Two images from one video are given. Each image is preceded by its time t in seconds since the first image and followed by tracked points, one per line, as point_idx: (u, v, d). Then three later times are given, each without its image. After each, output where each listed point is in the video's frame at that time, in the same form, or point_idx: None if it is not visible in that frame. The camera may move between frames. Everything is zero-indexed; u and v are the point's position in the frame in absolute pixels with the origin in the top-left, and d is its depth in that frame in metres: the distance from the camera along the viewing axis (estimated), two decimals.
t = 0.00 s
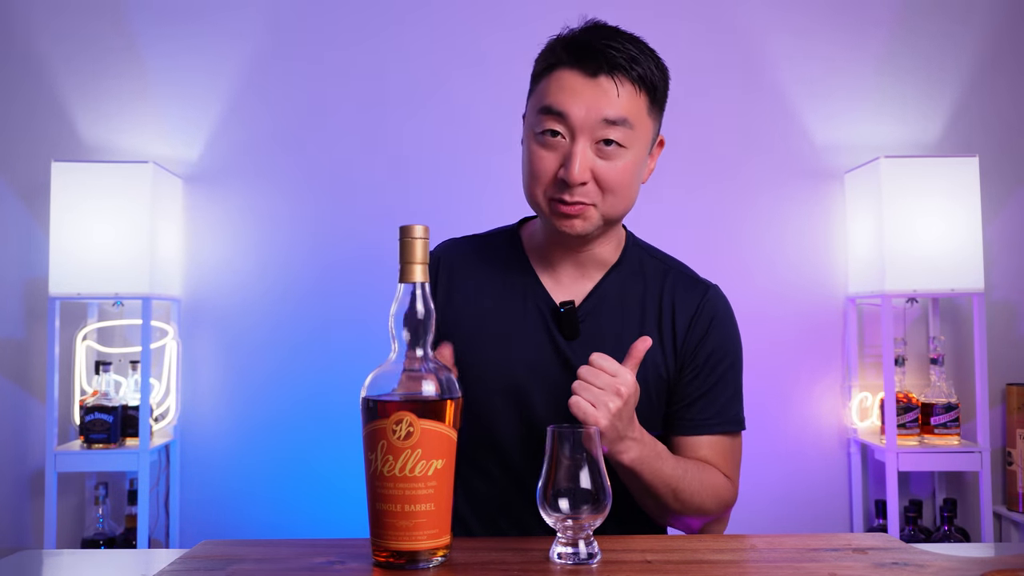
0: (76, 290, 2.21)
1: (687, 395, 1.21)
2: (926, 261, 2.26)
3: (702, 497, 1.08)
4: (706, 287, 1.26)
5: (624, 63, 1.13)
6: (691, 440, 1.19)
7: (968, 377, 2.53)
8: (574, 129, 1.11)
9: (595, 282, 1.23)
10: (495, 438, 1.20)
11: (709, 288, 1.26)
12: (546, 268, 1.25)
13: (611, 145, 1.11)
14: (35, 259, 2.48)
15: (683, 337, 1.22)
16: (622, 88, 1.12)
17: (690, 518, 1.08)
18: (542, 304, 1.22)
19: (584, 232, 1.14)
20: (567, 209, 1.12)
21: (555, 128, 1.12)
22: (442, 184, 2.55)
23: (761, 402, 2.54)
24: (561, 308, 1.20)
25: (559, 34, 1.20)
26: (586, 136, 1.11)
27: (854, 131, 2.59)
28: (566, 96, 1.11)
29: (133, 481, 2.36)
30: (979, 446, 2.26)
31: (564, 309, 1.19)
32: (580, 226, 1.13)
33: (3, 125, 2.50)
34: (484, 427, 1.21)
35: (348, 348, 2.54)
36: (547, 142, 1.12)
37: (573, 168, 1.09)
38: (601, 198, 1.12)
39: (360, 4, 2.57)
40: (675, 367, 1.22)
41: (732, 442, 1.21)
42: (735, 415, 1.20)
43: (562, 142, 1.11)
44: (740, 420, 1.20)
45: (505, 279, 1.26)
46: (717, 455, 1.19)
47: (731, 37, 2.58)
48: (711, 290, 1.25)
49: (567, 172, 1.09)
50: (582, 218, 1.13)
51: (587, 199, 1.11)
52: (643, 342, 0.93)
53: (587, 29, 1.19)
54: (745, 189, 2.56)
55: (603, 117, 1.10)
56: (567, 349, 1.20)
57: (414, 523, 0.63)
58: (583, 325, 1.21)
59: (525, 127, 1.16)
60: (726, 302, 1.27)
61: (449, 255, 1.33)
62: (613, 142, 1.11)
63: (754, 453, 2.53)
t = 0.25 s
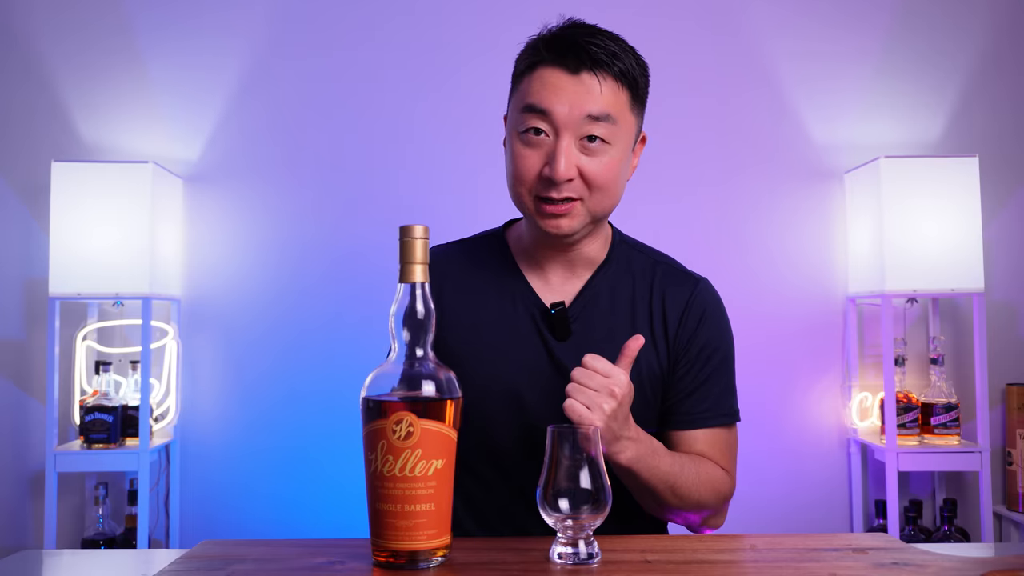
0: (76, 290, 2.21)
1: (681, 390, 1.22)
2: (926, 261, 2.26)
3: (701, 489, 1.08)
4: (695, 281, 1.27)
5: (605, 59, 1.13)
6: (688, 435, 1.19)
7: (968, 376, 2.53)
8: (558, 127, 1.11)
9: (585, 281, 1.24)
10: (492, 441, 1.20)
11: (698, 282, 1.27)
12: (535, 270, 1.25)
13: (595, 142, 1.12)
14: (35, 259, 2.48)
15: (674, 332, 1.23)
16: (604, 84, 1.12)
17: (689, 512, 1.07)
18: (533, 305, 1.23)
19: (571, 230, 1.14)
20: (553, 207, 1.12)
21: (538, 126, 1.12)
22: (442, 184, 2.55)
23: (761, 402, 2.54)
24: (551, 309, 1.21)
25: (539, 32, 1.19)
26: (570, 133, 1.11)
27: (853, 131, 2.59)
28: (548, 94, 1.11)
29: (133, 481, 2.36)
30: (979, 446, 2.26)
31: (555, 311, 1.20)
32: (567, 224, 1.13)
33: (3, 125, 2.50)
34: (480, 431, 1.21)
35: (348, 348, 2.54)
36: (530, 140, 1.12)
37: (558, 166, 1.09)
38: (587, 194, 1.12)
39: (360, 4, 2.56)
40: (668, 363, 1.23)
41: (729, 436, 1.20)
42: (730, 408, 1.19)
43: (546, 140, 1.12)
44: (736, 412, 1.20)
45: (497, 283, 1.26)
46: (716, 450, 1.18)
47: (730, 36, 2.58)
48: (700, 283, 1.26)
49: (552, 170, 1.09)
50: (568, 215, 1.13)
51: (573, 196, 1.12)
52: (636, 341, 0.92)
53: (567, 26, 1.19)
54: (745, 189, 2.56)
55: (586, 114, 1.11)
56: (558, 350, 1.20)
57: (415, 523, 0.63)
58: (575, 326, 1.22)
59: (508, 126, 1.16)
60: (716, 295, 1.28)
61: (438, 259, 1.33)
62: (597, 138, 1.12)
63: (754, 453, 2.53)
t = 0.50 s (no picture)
0: (76, 290, 2.21)
1: (675, 385, 1.21)
2: (926, 260, 2.26)
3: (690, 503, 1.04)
4: (686, 275, 1.27)
5: (582, 51, 1.14)
6: (687, 431, 1.17)
7: (968, 376, 2.53)
8: (537, 119, 1.12)
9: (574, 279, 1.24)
10: (483, 445, 1.20)
11: (689, 276, 1.27)
12: (524, 271, 1.26)
13: (574, 133, 1.12)
14: (36, 259, 2.48)
15: (667, 327, 1.23)
16: (581, 75, 1.13)
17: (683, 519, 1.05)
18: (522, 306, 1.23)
19: (555, 224, 1.14)
20: (535, 201, 1.12)
21: (518, 120, 1.13)
22: (442, 184, 2.55)
23: (761, 402, 2.54)
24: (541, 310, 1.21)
25: (515, 31, 1.21)
26: (550, 124, 1.12)
27: (853, 131, 2.59)
28: (526, 87, 1.12)
29: (133, 481, 2.35)
30: (979, 446, 2.26)
31: (543, 311, 1.21)
32: (550, 218, 1.13)
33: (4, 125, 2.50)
34: (472, 435, 1.20)
35: (347, 347, 2.54)
36: (510, 134, 1.13)
37: (538, 157, 1.09)
38: (569, 187, 1.12)
39: (360, 4, 2.57)
40: (662, 358, 1.23)
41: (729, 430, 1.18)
42: (727, 401, 1.18)
43: (525, 133, 1.12)
44: (734, 406, 1.18)
45: (485, 286, 1.26)
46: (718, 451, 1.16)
47: (730, 36, 2.58)
48: (691, 277, 1.27)
49: (533, 161, 1.10)
50: (551, 210, 1.13)
51: (554, 188, 1.12)
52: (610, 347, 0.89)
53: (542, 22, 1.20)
54: (746, 189, 2.56)
55: (565, 105, 1.12)
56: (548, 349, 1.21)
57: (415, 523, 0.63)
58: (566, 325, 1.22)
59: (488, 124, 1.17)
60: (708, 289, 1.28)
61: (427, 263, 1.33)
62: (577, 130, 1.12)
63: (754, 453, 2.53)
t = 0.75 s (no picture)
0: (77, 290, 2.21)
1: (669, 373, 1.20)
2: (926, 260, 2.26)
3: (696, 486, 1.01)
4: (679, 264, 1.28)
5: (575, 50, 1.16)
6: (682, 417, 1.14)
7: (968, 376, 2.53)
8: (540, 124, 1.12)
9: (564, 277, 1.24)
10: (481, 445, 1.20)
11: (682, 264, 1.28)
12: (515, 271, 1.26)
13: (578, 135, 1.12)
14: (36, 259, 2.48)
15: (660, 315, 1.23)
16: (579, 75, 1.15)
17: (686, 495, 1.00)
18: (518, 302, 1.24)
19: (567, 227, 1.13)
20: (547, 207, 1.12)
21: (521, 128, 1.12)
22: (442, 184, 2.55)
23: (761, 402, 2.54)
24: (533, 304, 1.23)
25: (501, 37, 1.22)
26: (554, 128, 1.11)
27: (853, 132, 2.59)
28: (525, 93, 1.12)
29: (133, 481, 2.35)
30: (980, 446, 2.26)
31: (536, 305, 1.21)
32: (563, 222, 1.12)
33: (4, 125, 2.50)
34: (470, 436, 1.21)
35: (347, 348, 2.54)
36: (514, 143, 1.12)
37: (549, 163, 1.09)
38: (579, 190, 1.12)
39: (360, 4, 2.57)
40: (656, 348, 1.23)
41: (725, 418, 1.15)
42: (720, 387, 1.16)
43: (530, 140, 1.12)
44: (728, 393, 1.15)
45: (478, 285, 1.27)
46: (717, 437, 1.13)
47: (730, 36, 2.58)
48: (684, 266, 1.28)
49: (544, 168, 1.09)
50: (563, 214, 1.12)
51: (566, 193, 1.11)
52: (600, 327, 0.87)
53: (527, 26, 1.22)
54: (746, 189, 2.56)
55: (566, 107, 1.12)
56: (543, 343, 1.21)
57: (415, 523, 0.63)
58: (561, 317, 1.22)
59: (486, 134, 1.16)
60: (702, 278, 1.28)
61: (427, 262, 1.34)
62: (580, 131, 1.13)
63: (754, 452, 2.53)
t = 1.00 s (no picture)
0: (77, 290, 2.21)
1: (671, 383, 1.22)
2: (926, 260, 2.26)
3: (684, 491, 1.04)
4: (688, 276, 1.27)
5: (608, 58, 1.16)
6: (680, 427, 1.17)
7: (968, 376, 2.53)
8: (566, 124, 1.12)
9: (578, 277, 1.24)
10: (489, 440, 1.21)
11: (692, 277, 1.28)
12: (530, 267, 1.26)
13: (601, 138, 1.13)
14: (36, 259, 2.48)
15: (668, 325, 1.23)
16: (607, 81, 1.15)
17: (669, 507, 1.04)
18: (528, 300, 1.24)
19: (581, 228, 1.14)
20: (563, 205, 1.12)
21: (546, 125, 1.13)
22: (442, 184, 2.55)
23: (761, 402, 2.54)
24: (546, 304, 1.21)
25: (538, 35, 1.21)
26: (578, 129, 1.12)
27: (854, 131, 2.59)
28: (555, 92, 1.13)
29: (133, 481, 2.35)
30: (979, 446, 2.26)
31: (549, 305, 1.21)
32: (577, 222, 1.13)
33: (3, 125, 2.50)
34: (479, 429, 1.22)
35: (347, 347, 2.54)
36: (539, 140, 1.13)
37: (570, 162, 1.09)
38: (596, 192, 1.12)
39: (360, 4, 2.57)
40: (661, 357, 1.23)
41: (721, 430, 1.18)
42: (722, 402, 1.18)
43: (554, 139, 1.12)
44: (728, 407, 1.18)
45: (488, 282, 1.27)
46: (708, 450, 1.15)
47: (730, 36, 2.58)
48: (693, 278, 1.27)
49: (564, 167, 1.09)
50: (578, 214, 1.12)
51: (582, 194, 1.11)
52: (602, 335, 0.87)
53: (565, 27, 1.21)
54: (746, 189, 2.56)
55: (593, 111, 1.12)
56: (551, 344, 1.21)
57: (415, 523, 0.63)
58: (569, 319, 1.22)
59: (512, 129, 1.17)
60: (709, 291, 1.29)
61: (434, 257, 1.35)
62: (603, 135, 1.13)
63: (754, 452, 2.53)
